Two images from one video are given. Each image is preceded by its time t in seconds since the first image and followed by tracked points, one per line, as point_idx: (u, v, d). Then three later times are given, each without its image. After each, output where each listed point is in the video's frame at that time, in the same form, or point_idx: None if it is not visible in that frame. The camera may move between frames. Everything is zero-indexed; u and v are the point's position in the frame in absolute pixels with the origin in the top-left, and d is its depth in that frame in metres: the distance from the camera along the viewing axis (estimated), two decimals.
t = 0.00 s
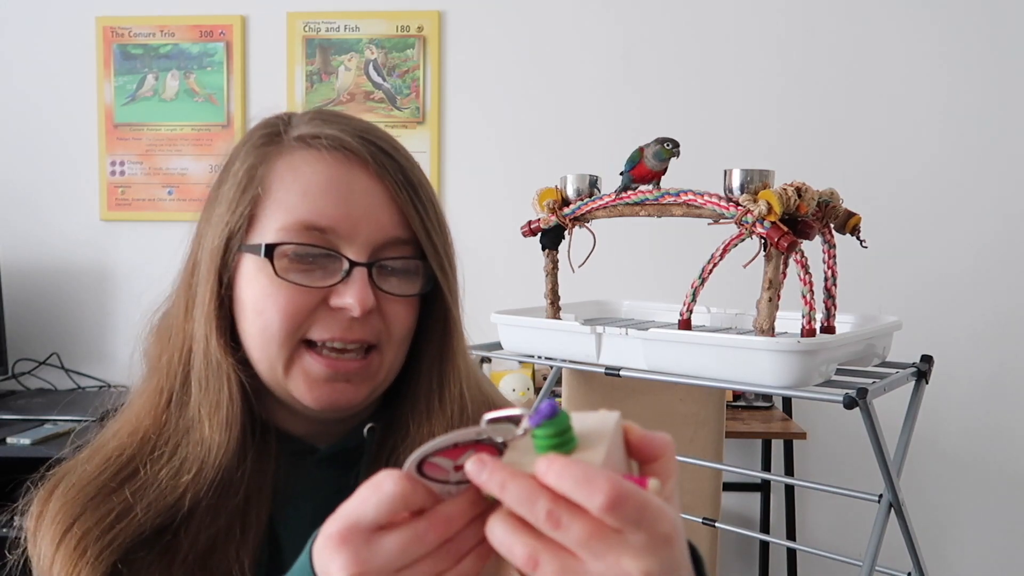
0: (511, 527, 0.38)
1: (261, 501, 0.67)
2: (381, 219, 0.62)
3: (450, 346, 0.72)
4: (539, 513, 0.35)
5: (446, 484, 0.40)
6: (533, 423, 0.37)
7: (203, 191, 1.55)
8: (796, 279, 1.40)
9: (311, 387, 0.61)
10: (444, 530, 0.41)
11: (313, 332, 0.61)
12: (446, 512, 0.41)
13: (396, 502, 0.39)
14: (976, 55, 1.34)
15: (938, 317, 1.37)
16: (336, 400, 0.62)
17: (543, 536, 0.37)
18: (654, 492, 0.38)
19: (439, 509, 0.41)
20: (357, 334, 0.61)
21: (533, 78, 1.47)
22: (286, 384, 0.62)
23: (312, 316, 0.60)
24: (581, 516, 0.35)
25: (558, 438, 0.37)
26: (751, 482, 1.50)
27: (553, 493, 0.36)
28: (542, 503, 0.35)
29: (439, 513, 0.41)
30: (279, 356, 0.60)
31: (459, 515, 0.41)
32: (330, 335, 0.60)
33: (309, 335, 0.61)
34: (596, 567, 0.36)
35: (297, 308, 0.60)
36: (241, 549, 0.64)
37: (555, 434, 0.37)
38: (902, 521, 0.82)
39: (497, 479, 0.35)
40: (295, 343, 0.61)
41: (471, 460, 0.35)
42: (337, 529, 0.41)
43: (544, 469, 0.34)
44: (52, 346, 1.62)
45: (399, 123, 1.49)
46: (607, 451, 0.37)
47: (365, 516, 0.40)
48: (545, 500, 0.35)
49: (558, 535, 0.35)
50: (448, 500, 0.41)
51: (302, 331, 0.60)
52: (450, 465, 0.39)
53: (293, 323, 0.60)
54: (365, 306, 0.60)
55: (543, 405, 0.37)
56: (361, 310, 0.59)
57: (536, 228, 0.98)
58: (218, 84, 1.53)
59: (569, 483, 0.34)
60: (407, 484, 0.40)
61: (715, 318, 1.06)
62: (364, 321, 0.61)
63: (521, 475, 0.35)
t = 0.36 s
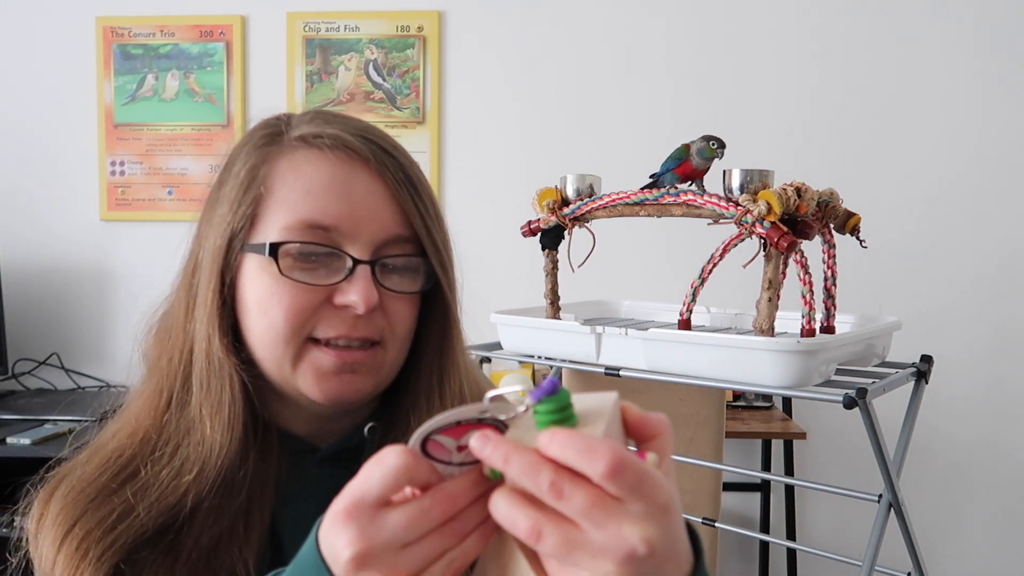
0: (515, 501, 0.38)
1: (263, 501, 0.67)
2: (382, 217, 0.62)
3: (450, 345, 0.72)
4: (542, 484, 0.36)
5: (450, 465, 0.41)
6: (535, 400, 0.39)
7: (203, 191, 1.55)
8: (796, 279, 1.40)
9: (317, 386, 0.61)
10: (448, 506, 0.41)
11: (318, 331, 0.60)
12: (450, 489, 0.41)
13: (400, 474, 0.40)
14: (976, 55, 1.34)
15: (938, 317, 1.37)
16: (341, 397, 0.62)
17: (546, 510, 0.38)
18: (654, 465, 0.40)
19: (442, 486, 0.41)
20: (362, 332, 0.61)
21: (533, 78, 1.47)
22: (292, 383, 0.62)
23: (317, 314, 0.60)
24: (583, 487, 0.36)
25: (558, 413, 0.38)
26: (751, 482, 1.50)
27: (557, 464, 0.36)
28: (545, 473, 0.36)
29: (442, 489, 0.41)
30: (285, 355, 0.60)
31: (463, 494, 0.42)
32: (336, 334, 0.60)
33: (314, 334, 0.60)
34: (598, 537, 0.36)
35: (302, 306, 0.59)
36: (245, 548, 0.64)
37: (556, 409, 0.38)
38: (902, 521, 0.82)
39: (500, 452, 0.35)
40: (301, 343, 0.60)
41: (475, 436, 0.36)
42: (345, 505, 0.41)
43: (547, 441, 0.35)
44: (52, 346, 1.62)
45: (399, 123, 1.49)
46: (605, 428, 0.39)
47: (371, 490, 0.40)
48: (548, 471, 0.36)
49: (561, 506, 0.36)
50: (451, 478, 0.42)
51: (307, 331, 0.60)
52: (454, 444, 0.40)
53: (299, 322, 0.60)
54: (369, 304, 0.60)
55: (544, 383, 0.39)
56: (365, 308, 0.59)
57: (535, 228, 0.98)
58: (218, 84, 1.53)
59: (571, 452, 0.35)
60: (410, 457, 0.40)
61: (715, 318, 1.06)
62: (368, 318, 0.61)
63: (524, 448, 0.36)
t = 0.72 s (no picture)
0: (518, 486, 0.38)
1: (265, 500, 0.67)
2: (383, 215, 0.62)
3: (450, 344, 0.72)
4: (544, 467, 0.36)
5: (452, 456, 0.42)
6: (535, 387, 0.40)
7: (204, 191, 1.56)
8: (796, 279, 1.40)
9: (318, 385, 0.61)
10: (451, 492, 0.41)
11: (319, 330, 0.60)
12: (453, 476, 0.42)
13: (403, 461, 0.40)
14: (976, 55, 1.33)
15: (938, 317, 1.37)
16: (342, 396, 0.62)
17: (547, 494, 0.38)
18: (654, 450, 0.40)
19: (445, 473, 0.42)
20: (363, 331, 0.61)
21: (533, 78, 1.47)
22: (293, 382, 0.62)
23: (318, 313, 0.60)
24: (584, 471, 0.36)
25: (558, 399, 0.39)
26: (751, 482, 1.50)
27: (558, 445, 0.36)
28: (547, 455, 0.36)
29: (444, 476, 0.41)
30: (286, 354, 0.60)
31: (466, 481, 0.42)
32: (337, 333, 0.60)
33: (314, 334, 0.60)
34: (598, 519, 0.36)
35: (303, 305, 0.59)
36: (249, 545, 0.64)
37: (557, 395, 0.39)
38: (902, 521, 0.82)
39: (503, 437, 0.36)
40: (302, 342, 0.60)
41: (478, 423, 0.37)
42: (348, 494, 0.41)
43: (550, 425, 0.36)
44: (52, 345, 1.62)
45: (399, 123, 1.49)
46: (605, 416, 0.39)
47: (375, 476, 0.40)
48: (550, 454, 0.36)
49: (562, 489, 0.36)
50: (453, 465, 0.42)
51: (308, 330, 0.60)
52: (456, 433, 0.41)
53: (300, 321, 0.59)
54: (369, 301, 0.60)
55: (546, 370, 0.40)
56: (365, 305, 0.59)
57: (535, 228, 0.98)
58: (218, 84, 1.53)
59: (572, 434, 0.35)
60: (413, 444, 0.40)
61: (714, 318, 1.06)
62: (369, 317, 0.61)
63: (526, 434, 0.36)
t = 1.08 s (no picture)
0: (517, 481, 0.38)
1: (265, 498, 0.67)
2: (386, 214, 0.62)
3: (450, 344, 0.72)
4: (544, 462, 0.36)
5: (451, 452, 0.42)
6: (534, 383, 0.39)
7: (204, 191, 1.55)
8: (796, 279, 1.40)
9: (320, 384, 0.61)
10: (451, 489, 0.41)
11: (321, 330, 0.60)
12: (452, 472, 0.42)
13: (404, 457, 0.40)
14: (976, 55, 1.34)
15: (938, 317, 1.37)
16: (343, 395, 0.62)
17: (547, 490, 0.38)
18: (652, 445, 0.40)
19: (445, 469, 0.42)
20: (364, 331, 0.61)
21: (533, 78, 1.47)
22: (295, 381, 0.62)
23: (320, 313, 0.60)
24: (583, 466, 0.36)
25: (557, 396, 0.39)
26: (751, 482, 1.50)
27: (557, 442, 0.36)
28: (546, 451, 0.36)
29: (444, 472, 0.41)
30: (288, 353, 0.60)
31: (466, 477, 0.42)
32: (337, 335, 0.60)
33: (317, 334, 0.60)
34: (597, 514, 0.36)
35: (305, 304, 0.59)
36: (250, 545, 0.64)
37: (555, 391, 0.39)
38: (902, 521, 0.82)
39: (502, 433, 0.36)
40: (304, 341, 0.60)
41: (478, 418, 0.37)
42: (348, 491, 0.41)
43: (549, 421, 0.36)
44: (52, 346, 1.62)
45: (399, 123, 1.49)
46: (605, 411, 0.39)
47: (374, 473, 0.40)
48: (550, 450, 0.36)
49: (561, 484, 0.36)
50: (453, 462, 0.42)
51: (310, 329, 0.60)
52: (455, 430, 0.41)
53: (301, 321, 0.59)
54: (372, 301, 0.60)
55: (545, 365, 0.40)
56: (367, 305, 0.59)
57: (536, 228, 0.98)
58: (218, 84, 1.53)
59: (571, 429, 0.35)
60: (412, 440, 0.40)
61: (715, 318, 1.06)
62: (371, 317, 0.61)
63: (525, 429, 0.36)
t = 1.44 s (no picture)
0: (518, 480, 0.38)
1: (266, 497, 0.67)
2: (387, 214, 0.62)
3: (450, 345, 0.72)
4: (544, 460, 0.36)
5: (451, 451, 0.42)
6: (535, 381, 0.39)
7: (203, 191, 1.55)
8: (796, 279, 1.40)
9: (321, 384, 0.61)
10: (452, 488, 0.41)
11: (322, 330, 0.60)
12: (453, 472, 0.42)
13: (404, 456, 0.40)
14: (976, 55, 1.33)
15: (938, 317, 1.37)
16: (344, 395, 0.62)
17: (547, 488, 0.38)
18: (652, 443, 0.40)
19: (446, 468, 0.42)
20: (365, 331, 0.61)
21: (533, 78, 1.47)
22: (296, 381, 0.62)
23: (322, 312, 0.60)
24: (584, 464, 0.36)
25: (557, 394, 0.39)
26: (751, 482, 1.50)
27: (557, 440, 0.36)
28: (547, 449, 0.36)
29: (444, 471, 0.41)
30: (289, 353, 0.60)
31: (467, 476, 0.42)
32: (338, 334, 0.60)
33: (318, 333, 0.60)
34: (598, 511, 0.36)
35: (307, 303, 0.59)
36: (250, 544, 0.64)
37: (555, 390, 0.39)
38: (902, 521, 0.82)
39: (502, 432, 0.36)
40: (305, 341, 0.60)
41: (478, 418, 0.36)
42: (348, 490, 0.41)
43: (550, 419, 0.36)
44: (52, 346, 1.62)
45: (399, 123, 1.49)
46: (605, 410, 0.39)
47: (375, 472, 0.40)
48: (550, 448, 0.36)
49: (562, 481, 0.36)
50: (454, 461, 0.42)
51: (312, 328, 0.60)
52: (456, 428, 0.41)
53: (303, 320, 0.59)
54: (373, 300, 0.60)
55: (546, 364, 0.40)
56: (369, 305, 0.59)
57: (536, 228, 0.98)
58: (218, 84, 1.53)
59: (571, 427, 0.35)
60: (413, 439, 0.40)
61: (715, 318, 1.06)
62: (372, 317, 0.61)
63: (525, 428, 0.36)
